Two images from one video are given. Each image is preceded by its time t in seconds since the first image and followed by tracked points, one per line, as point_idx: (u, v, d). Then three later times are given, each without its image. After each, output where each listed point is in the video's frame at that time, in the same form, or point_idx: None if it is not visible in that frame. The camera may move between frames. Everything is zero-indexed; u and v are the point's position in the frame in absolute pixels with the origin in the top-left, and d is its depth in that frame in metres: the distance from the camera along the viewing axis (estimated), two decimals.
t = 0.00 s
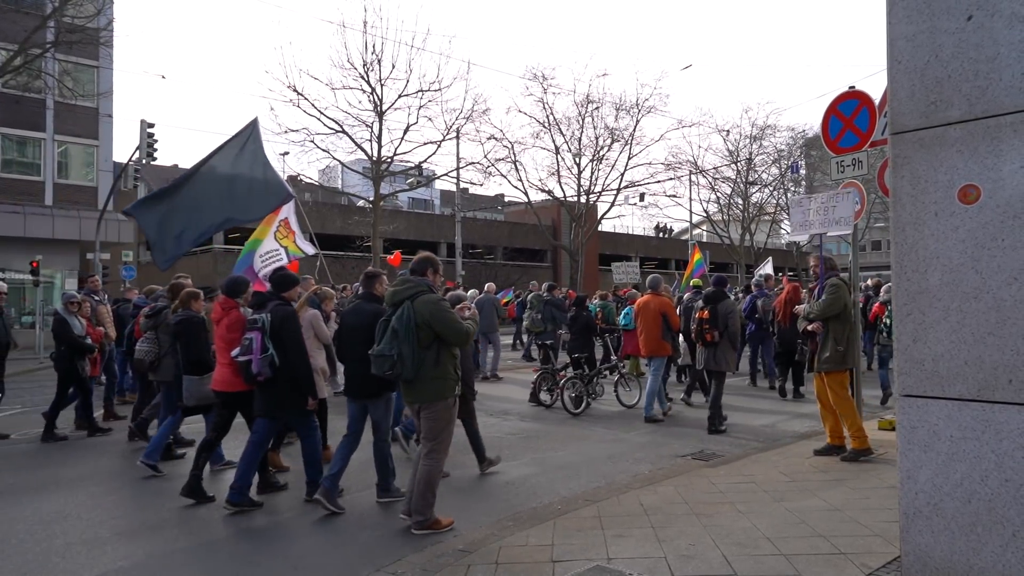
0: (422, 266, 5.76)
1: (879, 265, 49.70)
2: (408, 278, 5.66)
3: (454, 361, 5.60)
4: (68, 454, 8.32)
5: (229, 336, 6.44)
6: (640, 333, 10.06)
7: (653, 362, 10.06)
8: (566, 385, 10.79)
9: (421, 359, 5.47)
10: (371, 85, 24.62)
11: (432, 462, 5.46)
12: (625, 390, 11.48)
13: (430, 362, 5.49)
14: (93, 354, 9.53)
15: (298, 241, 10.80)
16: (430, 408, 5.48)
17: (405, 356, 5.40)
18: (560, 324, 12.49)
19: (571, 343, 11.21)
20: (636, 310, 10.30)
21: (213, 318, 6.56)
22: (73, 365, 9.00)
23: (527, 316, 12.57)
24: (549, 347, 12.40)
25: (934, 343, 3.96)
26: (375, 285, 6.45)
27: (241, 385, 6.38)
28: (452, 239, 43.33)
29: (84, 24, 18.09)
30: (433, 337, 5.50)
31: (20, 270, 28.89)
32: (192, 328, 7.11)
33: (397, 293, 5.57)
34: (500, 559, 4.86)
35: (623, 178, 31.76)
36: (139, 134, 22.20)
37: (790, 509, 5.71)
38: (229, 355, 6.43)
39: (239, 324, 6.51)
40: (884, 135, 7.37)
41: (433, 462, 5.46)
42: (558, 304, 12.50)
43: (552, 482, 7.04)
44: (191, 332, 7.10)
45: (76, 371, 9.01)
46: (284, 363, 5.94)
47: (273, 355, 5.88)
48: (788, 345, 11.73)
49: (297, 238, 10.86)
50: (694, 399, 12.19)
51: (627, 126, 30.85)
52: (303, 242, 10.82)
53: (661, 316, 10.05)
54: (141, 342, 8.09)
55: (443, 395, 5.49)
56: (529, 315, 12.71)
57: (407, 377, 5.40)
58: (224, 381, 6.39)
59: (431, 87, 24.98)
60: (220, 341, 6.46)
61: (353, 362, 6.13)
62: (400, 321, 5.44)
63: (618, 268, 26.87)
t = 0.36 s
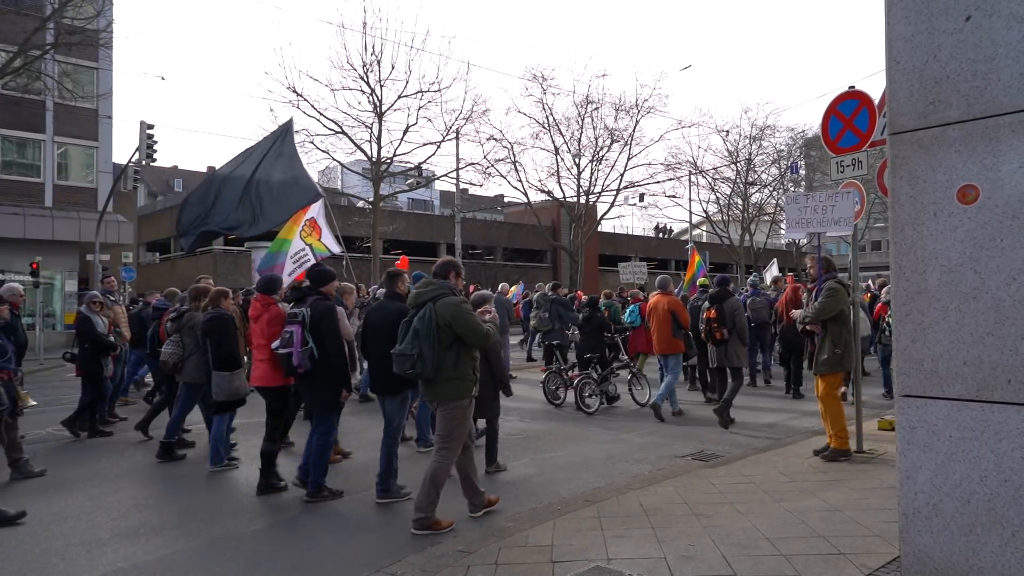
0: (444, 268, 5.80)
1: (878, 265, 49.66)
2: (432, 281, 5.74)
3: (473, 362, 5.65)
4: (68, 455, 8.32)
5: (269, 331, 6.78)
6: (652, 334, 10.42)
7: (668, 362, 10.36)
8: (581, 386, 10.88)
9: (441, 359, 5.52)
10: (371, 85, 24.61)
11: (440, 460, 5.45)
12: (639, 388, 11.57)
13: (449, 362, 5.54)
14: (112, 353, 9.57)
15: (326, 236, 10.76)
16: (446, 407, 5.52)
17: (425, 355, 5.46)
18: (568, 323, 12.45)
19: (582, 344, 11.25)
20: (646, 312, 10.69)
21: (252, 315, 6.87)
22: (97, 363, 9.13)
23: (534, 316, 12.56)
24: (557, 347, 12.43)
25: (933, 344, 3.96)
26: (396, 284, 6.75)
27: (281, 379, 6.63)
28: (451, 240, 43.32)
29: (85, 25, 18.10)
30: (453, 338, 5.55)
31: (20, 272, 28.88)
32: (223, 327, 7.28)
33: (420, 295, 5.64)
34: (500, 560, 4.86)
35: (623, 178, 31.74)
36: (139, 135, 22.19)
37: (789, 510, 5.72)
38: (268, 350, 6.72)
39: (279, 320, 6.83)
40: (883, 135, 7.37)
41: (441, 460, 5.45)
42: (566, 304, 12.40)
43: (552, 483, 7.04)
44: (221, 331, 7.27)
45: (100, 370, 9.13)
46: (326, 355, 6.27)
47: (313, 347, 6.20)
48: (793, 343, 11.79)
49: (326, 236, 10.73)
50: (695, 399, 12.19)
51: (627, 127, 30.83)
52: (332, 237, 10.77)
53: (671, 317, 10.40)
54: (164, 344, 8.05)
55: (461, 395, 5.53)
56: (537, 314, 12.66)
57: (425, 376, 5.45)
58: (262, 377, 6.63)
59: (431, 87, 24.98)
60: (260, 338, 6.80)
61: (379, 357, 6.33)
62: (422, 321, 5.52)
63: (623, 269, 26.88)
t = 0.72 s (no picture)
0: (467, 270, 6.10)
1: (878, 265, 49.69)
2: (454, 282, 6.01)
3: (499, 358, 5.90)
4: (68, 454, 8.32)
5: (300, 335, 6.85)
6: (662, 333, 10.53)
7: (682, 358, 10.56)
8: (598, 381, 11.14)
9: (471, 357, 5.77)
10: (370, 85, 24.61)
11: (480, 449, 5.64)
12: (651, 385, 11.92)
13: (478, 359, 5.78)
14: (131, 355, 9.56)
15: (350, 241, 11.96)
16: (480, 403, 5.75)
17: (455, 354, 5.71)
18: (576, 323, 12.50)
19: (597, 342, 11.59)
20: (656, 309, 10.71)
21: (282, 318, 6.99)
22: (115, 364, 9.16)
23: (544, 316, 12.58)
24: (566, 346, 12.54)
25: (934, 343, 3.96)
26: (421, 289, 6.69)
27: (312, 380, 6.73)
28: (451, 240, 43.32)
29: (85, 25, 18.12)
30: (479, 335, 5.81)
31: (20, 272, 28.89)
32: (247, 328, 7.40)
33: (444, 295, 5.91)
34: (500, 560, 4.86)
35: (622, 178, 31.69)
36: (139, 136, 22.20)
37: (789, 509, 5.72)
38: (299, 352, 6.81)
39: (310, 323, 6.91)
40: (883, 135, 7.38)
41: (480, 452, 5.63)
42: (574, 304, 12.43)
43: (552, 482, 7.05)
44: (244, 331, 7.38)
45: (119, 370, 9.16)
46: (359, 357, 6.48)
47: (346, 350, 6.41)
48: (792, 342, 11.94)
49: (349, 239, 11.94)
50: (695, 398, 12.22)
51: (626, 127, 30.81)
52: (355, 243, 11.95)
53: (680, 315, 10.43)
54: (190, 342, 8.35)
55: (492, 391, 5.78)
56: (546, 314, 12.68)
57: (456, 372, 5.69)
58: (295, 378, 6.74)
59: (431, 88, 24.99)
60: (292, 339, 6.86)
61: (404, 361, 6.41)
62: (449, 321, 5.77)
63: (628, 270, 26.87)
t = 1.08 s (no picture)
0: (492, 269, 6.18)
1: (878, 266, 49.70)
2: (483, 280, 6.09)
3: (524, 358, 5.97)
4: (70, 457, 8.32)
5: (328, 331, 7.21)
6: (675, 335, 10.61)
7: (695, 360, 10.71)
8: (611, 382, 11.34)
9: (494, 355, 5.84)
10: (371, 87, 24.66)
11: (529, 447, 5.83)
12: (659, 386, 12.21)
13: (502, 358, 5.85)
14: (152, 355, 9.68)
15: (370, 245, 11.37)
16: (504, 399, 5.82)
17: (480, 352, 5.79)
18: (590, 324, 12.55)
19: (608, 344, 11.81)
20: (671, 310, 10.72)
21: (313, 315, 7.34)
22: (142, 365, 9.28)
23: (559, 317, 12.57)
24: (580, 347, 12.59)
25: (934, 345, 3.96)
26: (443, 287, 7.14)
27: (341, 375, 7.15)
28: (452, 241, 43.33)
29: (85, 29, 18.12)
30: (504, 335, 5.88)
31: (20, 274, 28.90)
32: (270, 325, 7.83)
33: (473, 293, 6.01)
34: (500, 562, 4.86)
35: (623, 180, 31.66)
36: (140, 138, 22.23)
37: (790, 511, 5.71)
38: (329, 348, 7.21)
39: (338, 321, 7.24)
40: (883, 137, 7.38)
41: (531, 451, 5.84)
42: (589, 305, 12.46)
43: (552, 484, 7.04)
44: (267, 328, 7.81)
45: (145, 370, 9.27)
46: (385, 353, 6.83)
47: (373, 345, 6.75)
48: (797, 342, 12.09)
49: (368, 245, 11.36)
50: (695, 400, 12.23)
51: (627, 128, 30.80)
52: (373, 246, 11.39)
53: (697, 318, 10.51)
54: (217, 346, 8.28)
55: (514, 389, 5.84)
56: (561, 315, 12.66)
57: (479, 370, 5.78)
58: (322, 374, 7.16)
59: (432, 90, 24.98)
60: (321, 335, 7.23)
61: (429, 355, 6.81)
62: (475, 319, 5.88)
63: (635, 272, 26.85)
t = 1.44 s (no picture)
0: (534, 276, 6.32)
1: (880, 268, 49.65)
2: (527, 287, 6.17)
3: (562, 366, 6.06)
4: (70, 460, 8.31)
5: (361, 337, 7.37)
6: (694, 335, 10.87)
7: (708, 361, 10.96)
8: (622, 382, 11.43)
9: (535, 361, 5.91)
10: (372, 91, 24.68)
11: (562, 454, 5.93)
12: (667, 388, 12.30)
13: (543, 364, 5.92)
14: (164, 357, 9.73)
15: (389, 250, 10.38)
16: (543, 405, 5.90)
17: (523, 356, 5.87)
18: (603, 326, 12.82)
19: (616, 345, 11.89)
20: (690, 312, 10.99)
21: (348, 321, 7.49)
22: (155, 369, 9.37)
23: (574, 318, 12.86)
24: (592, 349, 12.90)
25: (936, 349, 3.96)
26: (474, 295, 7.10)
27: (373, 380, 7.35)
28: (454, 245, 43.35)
29: (87, 32, 18.15)
30: (545, 342, 5.96)
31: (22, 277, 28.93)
32: (299, 330, 7.82)
33: (519, 299, 6.08)
34: (502, 566, 4.86)
35: (624, 183, 31.65)
36: (142, 141, 22.27)
37: (791, 515, 5.70)
38: (361, 353, 7.39)
39: (372, 326, 7.41)
40: (884, 139, 7.35)
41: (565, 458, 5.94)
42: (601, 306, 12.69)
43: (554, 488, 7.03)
44: (295, 334, 7.82)
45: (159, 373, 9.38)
46: (415, 358, 6.99)
47: (406, 352, 6.95)
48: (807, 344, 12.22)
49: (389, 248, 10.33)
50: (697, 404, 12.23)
51: (628, 131, 30.81)
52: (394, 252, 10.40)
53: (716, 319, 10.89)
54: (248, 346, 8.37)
55: (552, 395, 5.93)
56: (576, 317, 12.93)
57: (521, 374, 5.86)
58: (353, 376, 7.35)
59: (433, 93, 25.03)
60: (355, 340, 7.39)
61: (456, 362, 6.89)
62: (522, 323, 5.95)
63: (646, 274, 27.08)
